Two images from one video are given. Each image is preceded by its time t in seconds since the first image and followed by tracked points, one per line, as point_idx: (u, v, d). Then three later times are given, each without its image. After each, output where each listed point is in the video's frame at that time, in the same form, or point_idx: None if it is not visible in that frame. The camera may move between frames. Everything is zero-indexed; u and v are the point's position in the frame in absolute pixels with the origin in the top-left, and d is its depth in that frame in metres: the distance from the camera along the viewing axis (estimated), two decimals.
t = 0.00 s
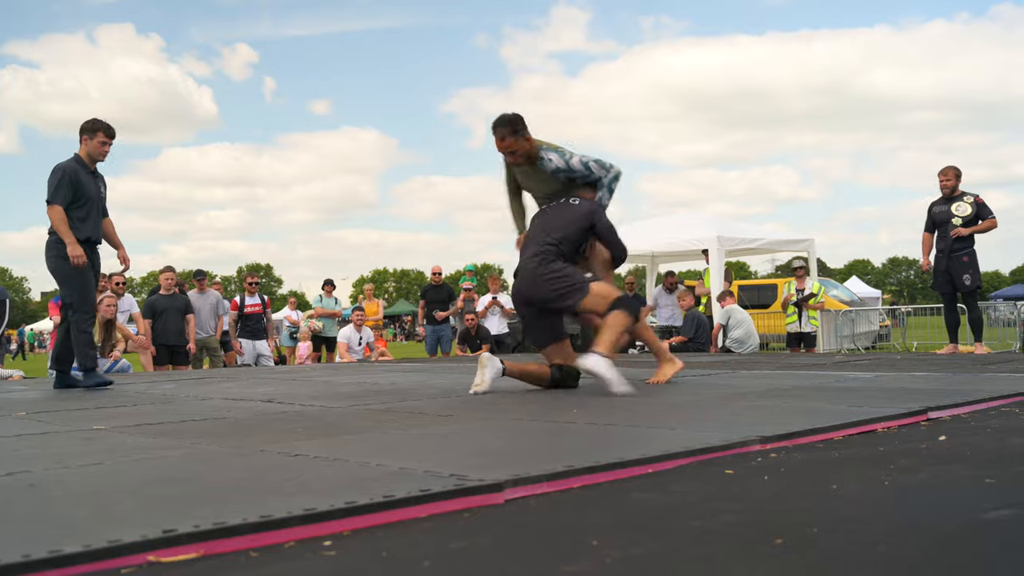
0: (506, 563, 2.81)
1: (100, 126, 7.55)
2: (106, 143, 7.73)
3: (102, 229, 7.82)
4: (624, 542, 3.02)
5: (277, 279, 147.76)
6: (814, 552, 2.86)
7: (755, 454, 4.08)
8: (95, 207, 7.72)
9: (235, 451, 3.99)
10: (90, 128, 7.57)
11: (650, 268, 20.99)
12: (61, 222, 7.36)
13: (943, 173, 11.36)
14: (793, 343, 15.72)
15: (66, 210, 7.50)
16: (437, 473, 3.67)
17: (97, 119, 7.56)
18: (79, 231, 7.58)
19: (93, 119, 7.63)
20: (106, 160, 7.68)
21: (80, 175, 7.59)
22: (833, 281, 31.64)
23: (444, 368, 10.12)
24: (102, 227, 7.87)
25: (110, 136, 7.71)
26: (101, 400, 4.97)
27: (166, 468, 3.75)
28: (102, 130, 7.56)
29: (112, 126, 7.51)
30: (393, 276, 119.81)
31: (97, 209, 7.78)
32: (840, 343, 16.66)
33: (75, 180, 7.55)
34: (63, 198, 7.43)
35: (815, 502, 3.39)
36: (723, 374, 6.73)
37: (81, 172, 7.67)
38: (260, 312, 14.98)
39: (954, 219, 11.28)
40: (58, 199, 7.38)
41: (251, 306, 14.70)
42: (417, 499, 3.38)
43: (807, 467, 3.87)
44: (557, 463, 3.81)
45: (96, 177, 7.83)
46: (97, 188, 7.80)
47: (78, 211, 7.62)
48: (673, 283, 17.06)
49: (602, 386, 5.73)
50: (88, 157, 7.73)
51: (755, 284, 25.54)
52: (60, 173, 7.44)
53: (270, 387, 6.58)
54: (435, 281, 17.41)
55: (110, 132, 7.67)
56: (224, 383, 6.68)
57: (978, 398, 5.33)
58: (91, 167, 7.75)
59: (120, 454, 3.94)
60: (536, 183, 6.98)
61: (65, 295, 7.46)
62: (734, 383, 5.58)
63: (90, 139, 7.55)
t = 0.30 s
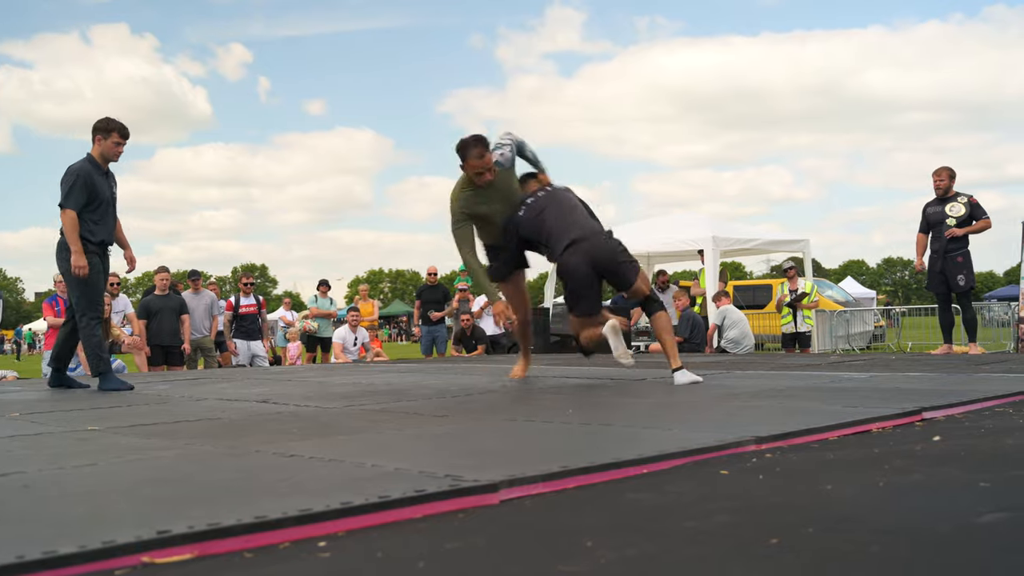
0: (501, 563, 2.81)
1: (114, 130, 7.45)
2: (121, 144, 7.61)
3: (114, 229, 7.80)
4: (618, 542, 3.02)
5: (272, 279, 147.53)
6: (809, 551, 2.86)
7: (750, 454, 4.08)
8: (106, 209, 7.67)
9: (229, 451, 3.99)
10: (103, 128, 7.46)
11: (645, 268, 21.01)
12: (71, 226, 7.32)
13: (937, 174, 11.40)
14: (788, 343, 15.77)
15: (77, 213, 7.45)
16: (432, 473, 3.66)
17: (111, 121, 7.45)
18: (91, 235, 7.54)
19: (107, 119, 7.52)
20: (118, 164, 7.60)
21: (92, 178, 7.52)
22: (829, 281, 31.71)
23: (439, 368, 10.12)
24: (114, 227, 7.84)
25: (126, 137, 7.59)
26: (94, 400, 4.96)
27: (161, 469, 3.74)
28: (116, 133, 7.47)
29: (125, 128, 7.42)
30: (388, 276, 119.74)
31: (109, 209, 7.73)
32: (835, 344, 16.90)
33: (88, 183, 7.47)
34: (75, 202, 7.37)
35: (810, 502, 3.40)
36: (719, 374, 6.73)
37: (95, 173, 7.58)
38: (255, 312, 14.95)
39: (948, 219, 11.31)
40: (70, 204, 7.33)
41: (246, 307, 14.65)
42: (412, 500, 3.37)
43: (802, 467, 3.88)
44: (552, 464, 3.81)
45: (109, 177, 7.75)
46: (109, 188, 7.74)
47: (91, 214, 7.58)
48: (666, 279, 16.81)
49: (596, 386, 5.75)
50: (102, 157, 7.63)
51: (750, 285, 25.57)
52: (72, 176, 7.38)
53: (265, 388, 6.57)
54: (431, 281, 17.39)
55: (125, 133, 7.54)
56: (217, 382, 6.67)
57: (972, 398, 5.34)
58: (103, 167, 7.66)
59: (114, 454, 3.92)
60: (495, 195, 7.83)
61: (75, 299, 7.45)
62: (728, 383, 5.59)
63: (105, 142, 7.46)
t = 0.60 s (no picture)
0: (500, 564, 2.82)
1: (130, 127, 7.50)
2: (133, 141, 7.67)
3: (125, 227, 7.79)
4: (617, 543, 3.02)
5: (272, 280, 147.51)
6: (808, 552, 2.87)
7: (750, 454, 4.09)
8: (119, 205, 7.67)
9: (228, 452, 3.99)
10: (118, 125, 7.51)
11: (645, 269, 21.01)
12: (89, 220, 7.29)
13: (936, 174, 11.40)
14: (788, 344, 15.76)
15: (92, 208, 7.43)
16: (431, 474, 3.67)
17: (127, 117, 7.49)
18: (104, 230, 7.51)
19: (121, 116, 7.56)
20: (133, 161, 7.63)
21: (106, 173, 7.52)
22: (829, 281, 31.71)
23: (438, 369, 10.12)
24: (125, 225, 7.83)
25: (138, 134, 7.65)
26: (95, 400, 4.96)
27: (162, 469, 3.74)
28: (131, 130, 7.51)
29: (140, 125, 7.46)
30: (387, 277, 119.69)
31: (120, 206, 7.73)
32: (835, 345, 16.78)
33: (103, 178, 7.48)
34: (91, 197, 7.37)
35: (811, 503, 3.39)
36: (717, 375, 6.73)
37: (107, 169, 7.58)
38: (255, 313, 14.95)
39: (947, 219, 11.31)
40: (86, 198, 7.32)
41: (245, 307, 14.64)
42: (412, 500, 3.37)
43: (801, 468, 3.88)
44: (551, 465, 3.82)
45: (121, 174, 7.75)
46: (121, 185, 7.74)
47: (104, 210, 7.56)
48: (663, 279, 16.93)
49: (596, 386, 5.76)
50: (113, 155, 7.66)
51: (750, 285, 25.59)
52: (89, 171, 7.38)
53: (264, 388, 6.56)
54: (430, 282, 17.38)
55: (138, 130, 7.61)
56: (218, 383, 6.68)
57: (972, 398, 5.35)
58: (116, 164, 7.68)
59: (114, 455, 3.93)
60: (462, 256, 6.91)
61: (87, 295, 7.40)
62: (727, 384, 5.60)
63: (120, 138, 7.49)
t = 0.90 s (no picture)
0: (518, 563, 2.82)
1: (146, 126, 7.54)
2: (152, 141, 7.70)
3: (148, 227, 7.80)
4: (635, 543, 3.01)
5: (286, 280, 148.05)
6: (827, 552, 2.85)
7: (768, 454, 4.07)
8: (140, 205, 7.71)
9: (246, 451, 4.00)
10: (135, 125, 7.55)
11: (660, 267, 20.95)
12: (106, 219, 7.35)
13: (955, 171, 11.31)
14: (805, 343, 15.68)
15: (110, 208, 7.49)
16: (449, 472, 3.68)
17: (143, 116, 7.53)
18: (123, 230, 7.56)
19: (139, 117, 7.60)
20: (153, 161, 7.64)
21: (124, 173, 7.58)
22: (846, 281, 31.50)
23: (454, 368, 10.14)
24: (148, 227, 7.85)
25: (156, 134, 7.68)
26: (115, 399, 4.99)
27: (181, 468, 3.76)
28: (147, 129, 7.55)
29: (155, 123, 7.47)
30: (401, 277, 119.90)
31: (141, 206, 7.76)
32: (852, 344, 16.53)
33: (120, 178, 7.54)
34: (109, 196, 7.42)
35: (829, 504, 3.38)
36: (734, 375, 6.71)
37: (126, 170, 7.63)
38: (271, 312, 15.01)
39: (966, 216, 11.22)
40: (104, 196, 7.38)
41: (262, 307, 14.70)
42: (430, 498, 3.38)
43: (820, 469, 3.86)
44: (568, 464, 3.82)
45: (142, 174, 7.80)
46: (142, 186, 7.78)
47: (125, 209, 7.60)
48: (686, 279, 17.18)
49: (612, 385, 5.75)
50: (134, 155, 7.72)
51: (766, 285, 25.52)
52: (105, 170, 7.45)
53: (281, 387, 6.59)
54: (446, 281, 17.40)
55: (155, 130, 7.63)
56: (236, 382, 6.71)
57: (993, 398, 5.31)
58: (136, 165, 7.73)
59: (134, 453, 3.95)
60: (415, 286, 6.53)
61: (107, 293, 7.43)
62: (744, 383, 5.58)
63: (136, 137, 7.53)
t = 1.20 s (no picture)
0: (552, 564, 2.82)
1: (177, 130, 7.56)
2: (187, 145, 7.68)
3: (179, 230, 7.80)
4: (670, 544, 3.00)
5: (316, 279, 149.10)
6: (864, 555, 2.82)
7: (803, 456, 4.04)
8: (171, 207, 7.73)
9: (281, 449, 4.04)
10: (169, 130, 7.58)
11: (693, 267, 20.83)
12: (128, 221, 7.46)
13: (995, 169, 11.14)
14: (841, 343, 15.54)
15: (137, 210, 7.60)
16: (483, 471, 3.69)
17: (179, 120, 7.57)
18: (149, 232, 7.63)
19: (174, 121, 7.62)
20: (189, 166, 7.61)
21: (154, 176, 7.66)
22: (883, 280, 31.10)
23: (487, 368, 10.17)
24: (181, 230, 7.85)
25: (190, 138, 7.65)
26: (154, 397, 5.06)
27: (217, 466, 3.81)
28: (180, 133, 7.56)
29: (182, 127, 7.43)
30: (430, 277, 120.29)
31: (174, 208, 7.78)
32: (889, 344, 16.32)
33: (149, 181, 7.62)
34: (133, 198, 7.52)
35: (866, 507, 3.34)
36: (768, 375, 6.66)
37: (158, 173, 7.70)
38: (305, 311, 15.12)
39: (1006, 214, 11.04)
40: (127, 199, 7.49)
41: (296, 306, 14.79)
42: (463, 498, 3.39)
43: (857, 471, 3.82)
44: (602, 464, 3.81)
45: (177, 179, 7.85)
46: (175, 189, 7.82)
47: (154, 212, 7.65)
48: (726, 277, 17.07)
49: (646, 385, 5.75)
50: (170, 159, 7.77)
51: (800, 284, 25.32)
52: (133, 173, 7.57)
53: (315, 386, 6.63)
54: (477, 281, 17.44)
55: (188, 134, 7.60)
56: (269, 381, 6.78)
57: None
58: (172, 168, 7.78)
59: (170, 451, 4.00)
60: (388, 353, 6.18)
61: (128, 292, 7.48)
62: (780, 384, 5.54)
63: (169, 140, 7.57)
